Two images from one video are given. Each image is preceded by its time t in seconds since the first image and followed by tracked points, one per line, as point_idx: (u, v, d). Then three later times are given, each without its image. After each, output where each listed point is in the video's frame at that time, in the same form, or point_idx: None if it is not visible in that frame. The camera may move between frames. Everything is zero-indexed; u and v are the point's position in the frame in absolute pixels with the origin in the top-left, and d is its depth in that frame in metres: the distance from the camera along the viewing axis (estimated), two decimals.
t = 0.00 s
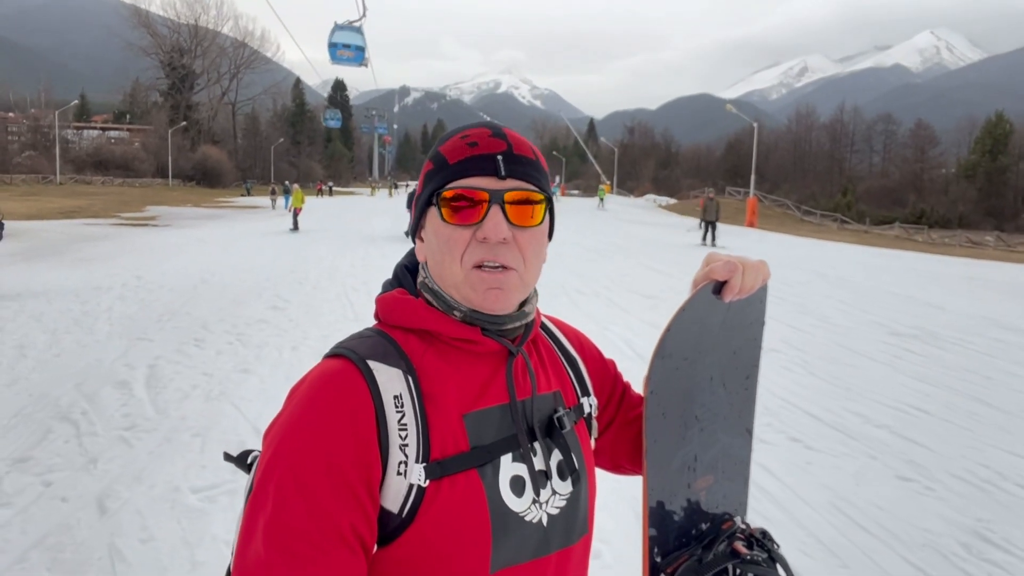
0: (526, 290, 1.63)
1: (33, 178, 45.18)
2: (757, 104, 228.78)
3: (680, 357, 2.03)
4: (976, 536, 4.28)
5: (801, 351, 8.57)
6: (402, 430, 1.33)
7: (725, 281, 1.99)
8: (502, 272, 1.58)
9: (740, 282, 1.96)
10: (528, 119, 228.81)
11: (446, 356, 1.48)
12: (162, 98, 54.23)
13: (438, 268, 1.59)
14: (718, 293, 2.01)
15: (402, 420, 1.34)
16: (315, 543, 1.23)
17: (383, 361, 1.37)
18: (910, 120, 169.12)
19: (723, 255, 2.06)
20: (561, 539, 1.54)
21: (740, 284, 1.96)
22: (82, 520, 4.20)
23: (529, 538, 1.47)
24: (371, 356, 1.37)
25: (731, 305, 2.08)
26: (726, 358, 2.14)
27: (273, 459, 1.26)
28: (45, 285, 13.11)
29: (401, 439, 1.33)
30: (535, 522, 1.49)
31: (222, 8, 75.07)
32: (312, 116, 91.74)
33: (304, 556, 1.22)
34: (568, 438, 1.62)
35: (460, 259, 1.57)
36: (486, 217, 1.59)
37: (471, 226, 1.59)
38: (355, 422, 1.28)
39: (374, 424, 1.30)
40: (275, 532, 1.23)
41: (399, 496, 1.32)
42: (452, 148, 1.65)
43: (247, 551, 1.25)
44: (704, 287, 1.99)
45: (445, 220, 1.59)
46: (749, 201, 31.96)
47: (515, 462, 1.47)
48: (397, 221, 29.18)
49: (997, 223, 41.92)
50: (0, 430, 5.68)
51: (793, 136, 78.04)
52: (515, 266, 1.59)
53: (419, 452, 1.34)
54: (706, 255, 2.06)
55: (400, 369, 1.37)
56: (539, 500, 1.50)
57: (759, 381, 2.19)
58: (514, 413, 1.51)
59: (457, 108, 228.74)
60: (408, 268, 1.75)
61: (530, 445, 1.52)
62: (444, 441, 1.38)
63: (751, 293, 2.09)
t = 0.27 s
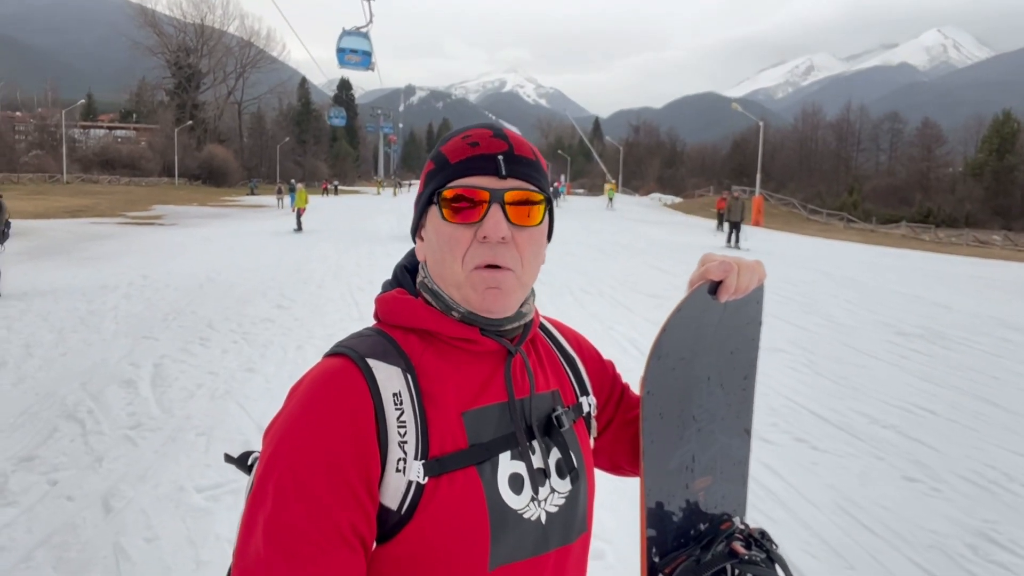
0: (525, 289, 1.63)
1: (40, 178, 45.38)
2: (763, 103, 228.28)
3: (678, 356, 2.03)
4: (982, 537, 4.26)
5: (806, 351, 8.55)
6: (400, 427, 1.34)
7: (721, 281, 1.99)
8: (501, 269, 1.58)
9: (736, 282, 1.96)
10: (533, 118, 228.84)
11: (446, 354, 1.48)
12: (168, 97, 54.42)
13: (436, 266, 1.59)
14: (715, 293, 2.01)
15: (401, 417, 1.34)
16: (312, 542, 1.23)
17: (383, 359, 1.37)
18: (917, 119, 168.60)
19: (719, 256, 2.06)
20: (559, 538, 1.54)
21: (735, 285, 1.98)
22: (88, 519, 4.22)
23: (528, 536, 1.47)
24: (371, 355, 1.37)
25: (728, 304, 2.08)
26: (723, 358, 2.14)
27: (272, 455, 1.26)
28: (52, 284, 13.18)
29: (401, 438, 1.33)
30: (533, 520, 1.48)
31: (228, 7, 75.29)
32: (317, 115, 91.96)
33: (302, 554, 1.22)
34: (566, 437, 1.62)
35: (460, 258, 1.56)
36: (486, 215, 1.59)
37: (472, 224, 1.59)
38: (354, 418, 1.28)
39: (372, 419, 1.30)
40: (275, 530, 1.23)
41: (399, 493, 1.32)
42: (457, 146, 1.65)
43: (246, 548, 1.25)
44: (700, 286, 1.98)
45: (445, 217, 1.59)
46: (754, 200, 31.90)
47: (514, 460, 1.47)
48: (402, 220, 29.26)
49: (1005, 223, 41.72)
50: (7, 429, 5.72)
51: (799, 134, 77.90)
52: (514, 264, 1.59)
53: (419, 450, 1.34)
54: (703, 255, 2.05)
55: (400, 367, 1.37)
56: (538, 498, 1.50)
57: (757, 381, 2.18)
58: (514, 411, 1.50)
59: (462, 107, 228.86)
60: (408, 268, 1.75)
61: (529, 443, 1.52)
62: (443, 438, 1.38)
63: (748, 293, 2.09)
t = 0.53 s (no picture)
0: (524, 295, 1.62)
1: (47, 177, 45.55)
2: (768, 101, 227.91)
3: (673, 358, 2.01)
4: (989, 539, 4.23)
5: (811, 350, 8.51)
6: (394, 433, 1.32)
7: (714, 283, 1.97)
8: (532, 285, 1.58)
9: (729, 282, 1.95)
10: (537, 116, 228.78)
11: (441, 358, 1.46)
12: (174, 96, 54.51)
13: (459, 274, 1.56)
14: (708, 294, 2.00)
15: (395, 422, 1.33)
16: (303, 545, 1.22)
17: (376, 363, 1.35)
18: (923, 118, 168.05)
19: (711, 257, 2.04)
20: (552, 541, 1.53)
21: (728, 286, 1.95)
22: (92, 518, 4.23)
23: (520, 541, 1.45)
24: (364, 358, 1.35)
25: (722, 306, 2.06)
26: (719, 359, 2.11)
27: (264, 459, 1.25)
28: (57, 284, 13.21)
29: (396, 442, 1.32)
30: (526, 524, 1.47)
31: (234, 6, 75.37)
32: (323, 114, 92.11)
33: (293, 559, 1.21)
34: (560, 440, 1.61)
35: (503, 270, 1.54)
36: (537, 233, 1.59)
37: (520, 239, 1.57)
38: (347, 420, 1.27)
39: (365, 424, 1.29)
40: (266, 535, 1.22)
41: (392, 498, 1.31)
42: (494, 149, 1.59)
43: (234, 552, 1.24)
44: (693, 287, 1.96)
45: (495, 231, 1.55)
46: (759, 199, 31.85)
47: (507, 463, 1.46)
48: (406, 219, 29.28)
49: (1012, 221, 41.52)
50: (13, 428, 5.74)
51: (805, 133, 77.65)
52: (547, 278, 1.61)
53: (412, 454, 1.33)
54: (695, 257, 2.03)
55: (392, 371, 1.36)
56: (531, 501, 1.49)
57: (752, 383, 2.16)
58: (507, 415, 1.49)
59: (467, 106, 228.76)
60: (403, 271, 1.73)
61: (522, 447, 1.50)
62: (436, 442, 1.37)
63: (741, 295, 2.07)
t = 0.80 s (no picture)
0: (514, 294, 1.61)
1: (53, 177, 45.71)
2: (772, 100, 227.53)
3: (659, 355, 2.00)
4: (993, 539, 4.20)
5: (814, 350, 8.48)
6: (377, 431, 1.32)
7: (694, 279, 1.97)
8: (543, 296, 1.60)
9: (709, 279, 1.94)
10: (541, 116, 228.71)
11: (425, 357, 1.46)
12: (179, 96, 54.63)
13: (488, 285, 1.54)
14: (690, 290, 1.99)
15: (378, 422, 1.33)
16: (285, 545, 1.22)
17: (360, 362, 1.35)
18: (928, 117, 167.40)
19: (693, 253, 2.04)
20: (536, 539, 1.52)
21: (708, 282, 1.95)
22: (93, 517, 4.23)
23: (504, 540, 1.45)
24: (348, 357, 1.35)
25: (706, 303, 2.06)
26: (702, 353, 2.09)
27: (247, 459, 1.25)
28: (61, 283, 13.24)
29: (379, 442, 1.32)
30: (510, 522, 1.47)
31: (239, 7, 75.49)
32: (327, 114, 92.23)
33: (276, 558, 1.22)
34: (544, 438, 1.60)
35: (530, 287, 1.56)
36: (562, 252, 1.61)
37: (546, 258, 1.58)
38: (330, 421, 1.27)
39: (349, 424, 1.29)
40: (250, 537, 1.21)
41: (375, 498, 1.30)
42: (528, 164, 1.56)
43: (218, 552, 1.24)
44: (674, 284, 1.96)
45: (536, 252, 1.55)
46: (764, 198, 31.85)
47: (491, 462, 1.46)
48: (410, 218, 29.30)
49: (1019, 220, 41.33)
50: (16, 427, 5.75)
51: (810, 131, 77.47)
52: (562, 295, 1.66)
53: (396, 453, 1.33)
54: (676, 254, 2.03)
55: (376, 370, 1.36)
56: (515, 500, 1.49)
57: (738, 379, 2.15)
58: (492, 413, 1.49)
59: (471, 105, 228.75)
60: (388, 268, 1.71)
61: (507, 446, 1.50)
62: (421, 442, 1.37)
63: (724, 292, 2.07)
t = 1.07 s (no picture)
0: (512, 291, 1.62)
1: (58, 178, 45.84)
2: (776, 100, 227.38)
3: (650, 348, 2.00)
4: (997, 539, 4.18)
5: (818, 350, 8.45)
6: (371, 426, 1.32)
7: (685, 273, 1.96)
8: (505, 281, 1.59)
9: (699, 271, 1.94)
10: (544, 116, 228.77)
11: (417, 351, 1.46)
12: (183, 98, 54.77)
13: (433, 262, 1.56)
14: (681, 284, 1.98)
15: (372, 412, 1.33)
16: (276, 538, 1.22)
17: (353, 355, 1.35)
18: (932, 117, 167.00)
19: (684, 247, 2.03)
20: (527, 530, 1.53)
21: (699, 275, 1.94)
22: (96, 516, 4.25)
23: (497, 532, 1.45)
24: (341, 351, 1.35)
25: (697, 297, 2.05)
26: (692, 348, 2.09)
27: (241, 451, 1.25)
28: (66, 284, 13.29)
29: (372, 433, 1.32)
30: (503, 516, 1.47)
31: (242, 8, 75.67)
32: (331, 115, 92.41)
33: (270, 548, 1.21)
34: (535, 432, 1.61)
35: (474, 265, 1.54)
36: (512, 229, 1.58)
37: (492, 235, 1.56)
38: (322, 413, 1.26)
39: (343, 418, 1.29)
40: (242, 530, 1.21)
41: (368, 490, 1.30)
42: (472, 141, 1.59)
43: (212, 544, 1.23)
44: (665, 276, 1.95)
45: (468, 227, 1.55)
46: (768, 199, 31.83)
47: (483, 455, 1.46)
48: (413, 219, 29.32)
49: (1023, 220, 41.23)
50: (20, 427, 5.76)
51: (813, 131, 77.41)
52: (522, 277, 1.62)
53: (389, 446, 1.33)
54: (668, 246, 2.02)
55: (370, 362, 1.36)
56: (507, 492, 1.49)
57: (729, 372, 2.14)
58: (483, 405, 1.49)
59: (474, 106, 228.83)
60: (379, 264, 1.71)
61: (497, 438, 1.50)
62: (414, 433, 1.36)
63: (715, 285, 2.06)
